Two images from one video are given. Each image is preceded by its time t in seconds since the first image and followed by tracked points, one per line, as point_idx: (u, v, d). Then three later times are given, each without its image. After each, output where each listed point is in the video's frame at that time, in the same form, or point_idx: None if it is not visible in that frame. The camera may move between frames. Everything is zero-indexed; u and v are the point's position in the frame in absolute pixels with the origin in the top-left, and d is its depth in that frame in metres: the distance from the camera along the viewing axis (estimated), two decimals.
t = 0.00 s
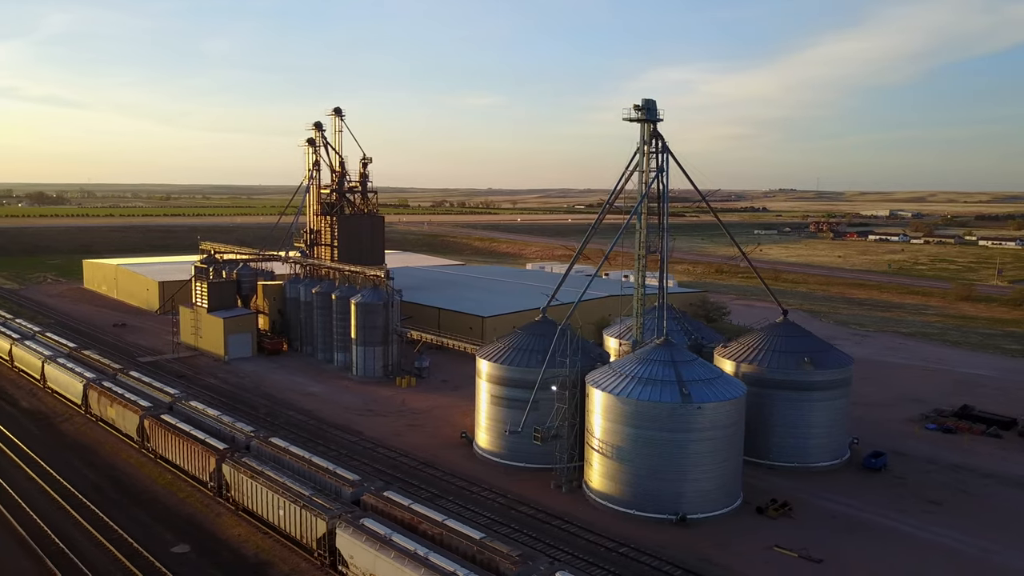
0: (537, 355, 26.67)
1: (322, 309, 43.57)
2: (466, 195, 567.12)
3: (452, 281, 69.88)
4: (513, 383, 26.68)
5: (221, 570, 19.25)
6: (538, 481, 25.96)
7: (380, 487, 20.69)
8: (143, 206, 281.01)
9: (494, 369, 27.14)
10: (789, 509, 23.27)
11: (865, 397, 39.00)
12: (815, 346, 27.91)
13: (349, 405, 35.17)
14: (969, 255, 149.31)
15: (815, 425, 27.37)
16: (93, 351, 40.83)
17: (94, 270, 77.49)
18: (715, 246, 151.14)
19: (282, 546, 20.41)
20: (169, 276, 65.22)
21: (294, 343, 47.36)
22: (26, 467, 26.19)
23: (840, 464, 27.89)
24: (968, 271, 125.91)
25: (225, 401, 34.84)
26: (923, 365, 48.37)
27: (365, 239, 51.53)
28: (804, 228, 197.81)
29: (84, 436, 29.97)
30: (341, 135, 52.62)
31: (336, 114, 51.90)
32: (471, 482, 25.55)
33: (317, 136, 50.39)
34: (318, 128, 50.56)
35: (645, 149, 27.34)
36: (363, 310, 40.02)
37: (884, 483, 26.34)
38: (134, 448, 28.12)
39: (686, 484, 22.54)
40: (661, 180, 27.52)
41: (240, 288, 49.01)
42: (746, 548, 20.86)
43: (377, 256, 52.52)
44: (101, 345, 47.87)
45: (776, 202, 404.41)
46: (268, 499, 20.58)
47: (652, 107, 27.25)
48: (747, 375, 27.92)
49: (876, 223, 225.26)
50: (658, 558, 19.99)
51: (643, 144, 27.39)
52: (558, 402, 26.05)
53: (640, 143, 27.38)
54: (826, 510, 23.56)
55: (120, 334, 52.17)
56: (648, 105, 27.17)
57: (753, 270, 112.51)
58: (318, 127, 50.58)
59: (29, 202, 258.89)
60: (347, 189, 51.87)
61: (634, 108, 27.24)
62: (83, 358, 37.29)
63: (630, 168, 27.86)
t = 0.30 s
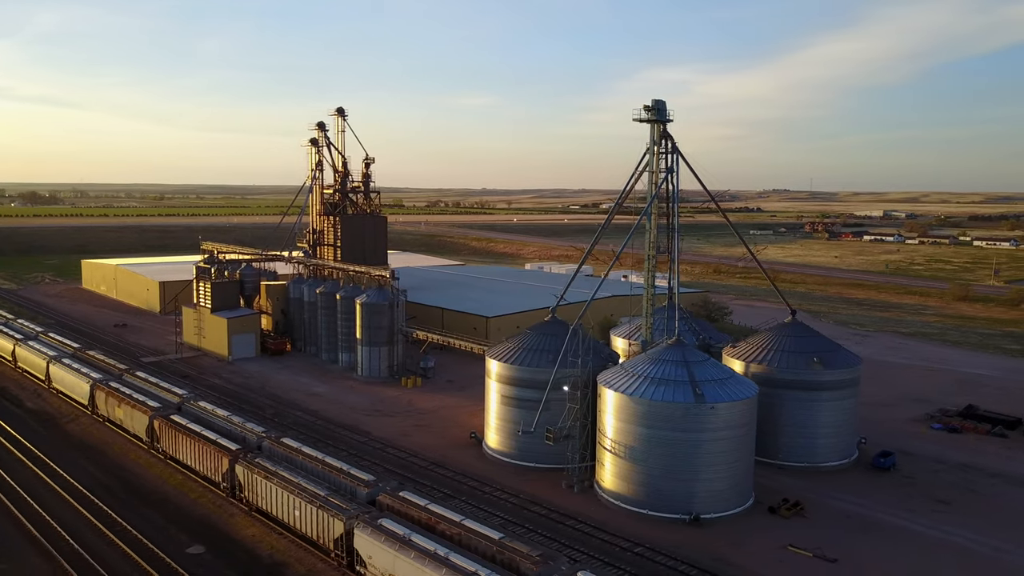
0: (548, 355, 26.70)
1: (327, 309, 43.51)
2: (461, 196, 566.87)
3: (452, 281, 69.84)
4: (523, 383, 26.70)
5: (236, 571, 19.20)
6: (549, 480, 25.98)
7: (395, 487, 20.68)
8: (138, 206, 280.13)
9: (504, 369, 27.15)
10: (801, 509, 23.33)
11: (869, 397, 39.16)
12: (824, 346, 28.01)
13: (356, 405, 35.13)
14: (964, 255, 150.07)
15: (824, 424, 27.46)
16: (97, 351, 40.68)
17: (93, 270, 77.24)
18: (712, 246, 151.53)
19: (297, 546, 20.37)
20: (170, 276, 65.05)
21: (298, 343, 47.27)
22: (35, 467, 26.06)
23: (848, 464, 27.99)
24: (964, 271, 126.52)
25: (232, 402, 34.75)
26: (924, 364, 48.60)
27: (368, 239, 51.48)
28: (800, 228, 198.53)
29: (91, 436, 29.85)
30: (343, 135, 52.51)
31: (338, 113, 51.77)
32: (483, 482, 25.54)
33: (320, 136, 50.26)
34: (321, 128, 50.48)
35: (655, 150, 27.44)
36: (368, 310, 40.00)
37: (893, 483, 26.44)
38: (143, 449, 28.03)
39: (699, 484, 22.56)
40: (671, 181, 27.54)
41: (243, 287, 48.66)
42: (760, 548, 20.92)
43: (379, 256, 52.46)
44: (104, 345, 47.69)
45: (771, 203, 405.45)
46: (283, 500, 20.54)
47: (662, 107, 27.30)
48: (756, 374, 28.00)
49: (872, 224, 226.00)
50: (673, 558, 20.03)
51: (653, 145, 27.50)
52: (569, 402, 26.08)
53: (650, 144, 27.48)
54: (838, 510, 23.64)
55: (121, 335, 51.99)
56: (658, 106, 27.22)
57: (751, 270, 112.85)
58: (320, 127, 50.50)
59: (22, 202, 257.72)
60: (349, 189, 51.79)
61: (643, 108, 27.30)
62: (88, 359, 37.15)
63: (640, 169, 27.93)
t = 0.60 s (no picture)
0: (560, 355, 26.73)
1: (333, 309, 43.47)
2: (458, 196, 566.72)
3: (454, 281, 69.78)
4: (535, 383, 26.72)
5: (255, 572, 19.17)
6: (562, 480, 26.00)
7: (413, 488, 20.68)
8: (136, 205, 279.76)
9: (516, 369, 27.17)
10: (815, 509, 23.40)
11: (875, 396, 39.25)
12: (835, 346, 28.09)
13: (364, 405, 35.11)
14: (962, 255, 150.34)
15: (835, 424, 27.53)
16: (103, 352, 40.59)
17: (93, 271, 77.05)
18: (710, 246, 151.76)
19: (315, 547, 20.36)
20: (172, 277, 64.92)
21: (303, 344, 47.20)
22: (47, 468, 25.95)
23: (859, 463, 28.07)
24: (962, 271, 126.78)
25: (240, 403, 34.68)
26: (929, 364, 48.73)
27: (373, 239, 51.44)
28: (798, 228, 198.89)
29: (102, 438, 29.77)
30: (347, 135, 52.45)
31: (342, 114, 51.72)
32: (496, 482, 25.54)
33: (324, 136, 50.21)
34: (326, 129, 50.41)
35: (668, 151, 27.50)
36: (375, 310, 39.98)
37: (905, 482, 26.53)
38: (155, 450, 27.96)
39: (714, 484, 22.59)
40: (683, 180, 27.49)
41: (248, 288, 49.08)
42: (777, 547, 20.98)
43: (384, 257, 52.43)
44: (108, 346, 47.56)
45: (767, 203, 406.12)
46: (300, 500, 20.52)
47: (673, 108, 27.35)
48: (768, 374, 28.05)
49: (869, 224, 226.37)
50: (691, 558, 20.08)
51: (665, 145, 27.54)
52: (582, 402, 26.10)
53: (662, 145, 27.53)
54: (851, 509, 23.71)
55: (125, 335, 51.86)
56: (669, 106, 27.25)
57: (750, 270, 113.04)
58: (325, 127, 50.43)
59: (18, 202, 256.89)
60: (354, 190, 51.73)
61: (655, 109, 27.34)
62: (95, 359, 37.02)
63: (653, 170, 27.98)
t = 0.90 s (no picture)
0: (568, 356, 26.78)
1: (334, 310, 43.36)
2: (450, 196, 566.20)
3: (451, 282, 69.68)
4: (543, 383, 26.74)
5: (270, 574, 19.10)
6: (571, 480, 26.04)
7: (426, 489, 20.68)
8: (126, 206, 278.25)
9: (523, 369, 27.19)
10: (825, 508, 23.56)
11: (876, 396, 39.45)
12: (841, 346, 28.21)
13: (369, 406, 35.05)
14: (954, 254, 151.17)
15: (842, 423, 27.66)
16: (103, 353, 40.36)
17: (88, 271, 76.60)
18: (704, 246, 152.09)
19: (329, 548, 20.32)
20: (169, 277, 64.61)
21: (303, 344, 47.05)
22: (53, 470, 25.78)
23: (864, 462, 28.23)
24: (955, 271, 127.42)
25: (243, 403, 34.55)
26: (927, 364, 48.98)
27: (372, 239, 51.35)
28: (790, 228, 199.63)
29: (106, 440, 29.59)
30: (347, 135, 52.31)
31: (342, 114, 51.56)
32: (506, 482, 25.57)
33: (324, 137, 50.05)
34: (325, 129, 50.25)
35: (676, 152, 27.56)
36: (378, 311, 39.92)
37: (911, 481, 26.73)
38: (161, 451, 27.83)
39: (726, 484, 22.67)
40: (689, 180, 27.51)
41: (247, 289, 49.03)
42: (789, 546, 21.11)
43: (383, 257, 52.32)
44: (106, 348, 47.27)
45: (759, 203, 407.52)
46: (314, 501, 20.48)
47: (680, 108, 27.43)
48: (774, 374, 28.15)
49: (860, 224, 227.46)
50: (705, 557, 20.17)
51: (673, 146, 27.61)
52: (591, 402, 26.15)
53: (671, 145, 27.58)
54: (860, 508, 23.89)
55: (123, 337, 51.56)
56: (676, 107, 27.32)
57: (745, 270, 113.40)
58: (324, 127, 50.26)
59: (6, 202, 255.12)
60: (354, 190, 51.60)
61: (662, 110, 27.43)
62: (96, 361, 36.82)
63: (660, 171, 28.06)
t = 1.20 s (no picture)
0: (585, 356, 26.81)
1: (346, 310, 43.40)
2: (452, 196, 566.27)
3: (459, 282, 69.72)
4: (560, 383, 26.77)
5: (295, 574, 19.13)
6: (590, 481, 26.06)
7: (450, 489, 20.70)
8: (127, 206, 278.54)
9: (540, 369, 27.23)
10: (844, 508, 23.59)
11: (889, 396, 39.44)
12: (857, 346, 28.20)
13: (383, 406, 35.09)
14: (958, 254, 151.02)
15: (859, 423, 27.65)
16: (116, 354, 40.45)
17: (95, 271, 76.71)
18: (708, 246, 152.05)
19: (353, 548, 20.35)
20: (178, 277, 64.71)
21: (314, 344, 47.09)
22: (73, 470, 25.82)
23: (881, 462, 28.22)
24: (959, 271, 127.27)
25: (258, 403, 34.61)
26: (937, 363, 48.95)
27: (382, 239, 51.40)
28: (793, 228, 199.55)
29: (124, 440, 29.61)
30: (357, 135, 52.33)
31: (352, 114, 51.58)
32: (525, 482, 25.61)
33: (334, 137, 50.10)
34: (336, 129, 50.28)
35: (693, 152, 27.57)
36: (390, 311, 39.96)
37: (929, 481, 26.75)
38: (179, 451, 27.88)
39: (746, 484, 22.69)
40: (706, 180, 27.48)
41: (259, 290, 49.04)
42: (811, 546, 21.14)
43: (393, 257, 52.35)
44: (118, 348, 47.35)
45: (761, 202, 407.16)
46: (337, 501, 20.52)
47: (698, 109, 27.44)
48: (791, 374, 28.15)
49: (863, 224, 227.27)
50: (729, 557, 20.19)
51: (691, 146, 27.61)
52: (610, 402, 26.18)
53: (688, 146, 27.59)
54: (879, 508, 23.90)
55: (134, 337, 51.63)
56: (693, 107, 27.34)
57: (750, 270, 113.39)
58: (335, 127, 50.29)
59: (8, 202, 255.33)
60: (364, 190, 51.63)
61: (679, 110, 27.44)
62: (110, 361, 36.87)
63: (678, 171, 28.06)
